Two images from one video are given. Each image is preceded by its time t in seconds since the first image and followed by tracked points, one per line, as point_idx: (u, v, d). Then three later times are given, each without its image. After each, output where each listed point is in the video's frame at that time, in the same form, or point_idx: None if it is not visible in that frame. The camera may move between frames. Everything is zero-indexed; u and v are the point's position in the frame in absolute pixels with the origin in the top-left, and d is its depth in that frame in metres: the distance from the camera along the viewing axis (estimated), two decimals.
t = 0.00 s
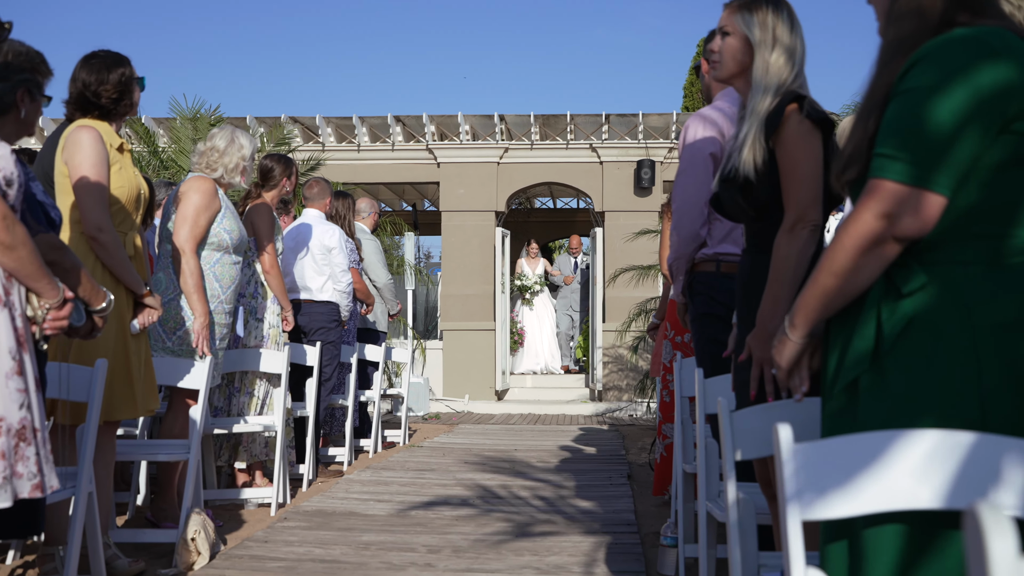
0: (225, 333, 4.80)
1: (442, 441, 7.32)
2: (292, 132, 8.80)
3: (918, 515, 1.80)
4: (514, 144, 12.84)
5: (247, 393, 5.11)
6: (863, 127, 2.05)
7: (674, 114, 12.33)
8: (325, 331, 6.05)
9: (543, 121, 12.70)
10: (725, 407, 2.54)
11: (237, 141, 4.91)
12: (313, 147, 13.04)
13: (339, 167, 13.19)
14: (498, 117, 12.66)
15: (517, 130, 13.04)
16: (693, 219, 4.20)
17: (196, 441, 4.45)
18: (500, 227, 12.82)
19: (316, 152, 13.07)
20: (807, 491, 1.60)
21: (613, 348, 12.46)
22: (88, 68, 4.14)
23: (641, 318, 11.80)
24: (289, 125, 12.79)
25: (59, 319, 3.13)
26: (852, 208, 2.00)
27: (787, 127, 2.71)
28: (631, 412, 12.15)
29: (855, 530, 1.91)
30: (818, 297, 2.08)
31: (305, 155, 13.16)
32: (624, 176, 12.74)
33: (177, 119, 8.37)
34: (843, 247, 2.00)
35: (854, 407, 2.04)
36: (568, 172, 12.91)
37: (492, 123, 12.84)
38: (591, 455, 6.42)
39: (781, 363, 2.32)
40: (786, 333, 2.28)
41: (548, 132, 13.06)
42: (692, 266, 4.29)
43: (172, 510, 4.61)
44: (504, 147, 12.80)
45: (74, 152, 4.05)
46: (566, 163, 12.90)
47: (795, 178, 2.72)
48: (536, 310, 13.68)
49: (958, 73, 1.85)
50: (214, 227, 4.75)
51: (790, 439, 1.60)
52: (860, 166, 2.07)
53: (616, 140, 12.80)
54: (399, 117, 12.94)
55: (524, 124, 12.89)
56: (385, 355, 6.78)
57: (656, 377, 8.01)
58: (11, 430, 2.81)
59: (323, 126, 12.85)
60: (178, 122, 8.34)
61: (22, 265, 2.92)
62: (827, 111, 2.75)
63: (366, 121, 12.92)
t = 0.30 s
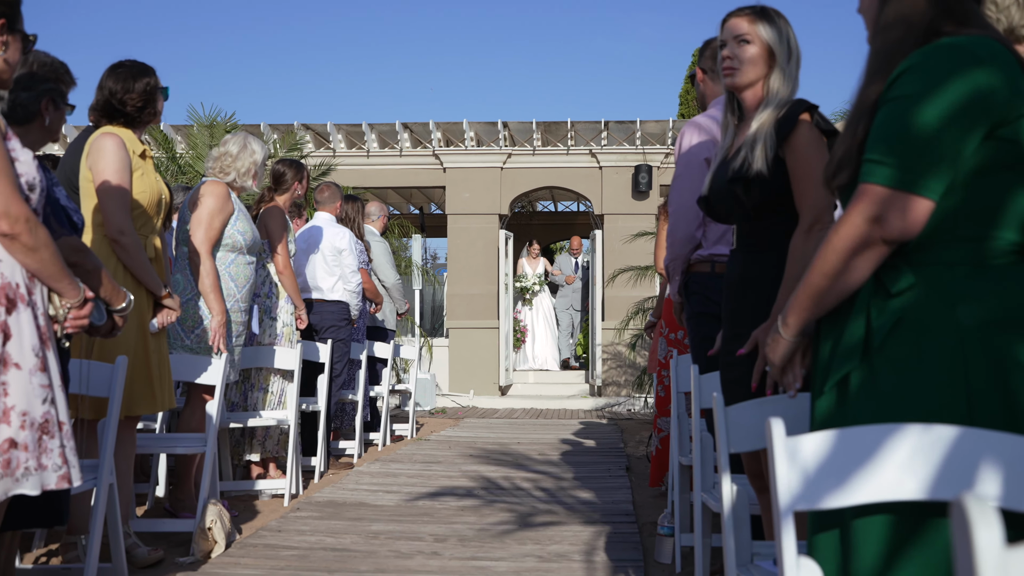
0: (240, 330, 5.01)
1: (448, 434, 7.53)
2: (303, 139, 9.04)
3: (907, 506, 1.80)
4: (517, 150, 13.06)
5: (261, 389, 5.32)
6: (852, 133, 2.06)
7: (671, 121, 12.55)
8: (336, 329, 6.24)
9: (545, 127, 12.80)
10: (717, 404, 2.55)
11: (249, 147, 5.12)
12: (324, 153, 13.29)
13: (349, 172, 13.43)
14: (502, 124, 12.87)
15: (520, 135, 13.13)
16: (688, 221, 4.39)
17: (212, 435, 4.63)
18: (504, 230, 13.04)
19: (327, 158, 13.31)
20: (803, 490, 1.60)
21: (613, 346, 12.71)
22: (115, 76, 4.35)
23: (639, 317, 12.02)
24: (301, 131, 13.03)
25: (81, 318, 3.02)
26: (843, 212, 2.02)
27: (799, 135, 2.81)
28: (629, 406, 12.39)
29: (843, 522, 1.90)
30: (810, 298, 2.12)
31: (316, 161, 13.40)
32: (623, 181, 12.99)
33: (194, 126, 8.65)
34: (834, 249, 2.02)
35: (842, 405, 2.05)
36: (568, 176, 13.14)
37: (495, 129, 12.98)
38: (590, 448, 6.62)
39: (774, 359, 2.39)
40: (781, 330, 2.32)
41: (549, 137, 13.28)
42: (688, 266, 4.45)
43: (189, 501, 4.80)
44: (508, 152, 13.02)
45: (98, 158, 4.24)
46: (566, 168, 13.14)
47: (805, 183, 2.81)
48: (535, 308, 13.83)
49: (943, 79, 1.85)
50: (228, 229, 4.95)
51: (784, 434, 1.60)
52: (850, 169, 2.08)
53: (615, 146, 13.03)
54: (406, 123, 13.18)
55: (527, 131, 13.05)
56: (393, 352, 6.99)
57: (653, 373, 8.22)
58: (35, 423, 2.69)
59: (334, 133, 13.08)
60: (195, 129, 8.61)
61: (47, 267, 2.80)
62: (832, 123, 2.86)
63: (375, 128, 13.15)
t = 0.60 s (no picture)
0: (252, 329, 5.18)
1: (453, 430, 7.69)
2: (313, 143, 9.20)
3: (902, 499, 1.85)
4: (520, 154, 13.22)
5: (273, 386, 5.50)
6: (845, 138, 2.13)
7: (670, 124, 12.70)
8: (345, 327, 6.40)
9: (546, 131, 13.11)
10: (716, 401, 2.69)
11: (258, 150, 5.26)
12: (333, 157, 13.47)
13: (357, 176, 13.60)
14: (505, 129, 13.01)
15: (523, 140, 13.36)
16: (686, 223, 4.53)
17: (224, 431, 4.77)
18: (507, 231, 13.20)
19: (335, 161, 13.49)
20: (794, 477, 1.61)
21: (612, 343, 12.87)
22: (131, 84, 4.50)
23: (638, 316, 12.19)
24: (310, 136, 13.21)
25: (97, 316, 3.07)
26: (837, 214, 2.09)
27: (807, 139, 2.96)
28: (629, 403, 12.55)
29: (839, 513, 1.96)
30: (807, 297, 2.19)
31: (325, 165, 13.58)
32: (623, 183, 13.15)
33: (207, 131, 8.85)
34: (830, 250, 2.08)
35: (840, 398, 2.12)
36: (569, 179, 13.30)
37: (499, 134, 13.18)
38: (592, 443, 6.77)
39: (771, 355, 2.43)
40: (777, 327, 2.39)
41: (551, 141, 13.45)
42: (686, 266, 4.60)
43: (202, 495, 4.96)
44: (511, 156, 13.17)
45: (115, 163, 4.39)
46: (568, 171, 13.28)
47: (811, 185, 2.97)
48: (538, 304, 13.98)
49: (936, 83, 1.90)
50: (240, 231, 5.12)
51: (778, 428, 1.62)
52: (843, 174, 2.16)
53: (615, 150, 13.20)
54: (412, 128, 13.36)
55: (529, 134, 13.25)
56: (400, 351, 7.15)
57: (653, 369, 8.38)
58: (50, 419, 2.82)
59: (342, 138, 13.26)
60: (208, 135, 8.77)
61: (62, 267, 2.86)
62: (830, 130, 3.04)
63: (382, 132, 13.33)
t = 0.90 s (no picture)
0: (263, 327, 5.35)
1: (458, 425, 7.87)
2: (323, 149, 9.41)
3: (892, 491, 1.88)
4: (522, 159, 13.39)
5: (284, 383, 5.68)
6: (835, 140, 2.16)
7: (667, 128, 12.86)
8: (354, 326, 6.57)
9: (548, 137, 13.26)
10: (711, 395, 2.84)
11: (269, 156, 5.43)
12: (341, 162, 13.68)
13: (365, 179, 13.81)
14: (508, 134, 13.18)
15: (525, 144, 13.52)
16: (683, 224, 4.68)
17: (237, 426, 4.94)
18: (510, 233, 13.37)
19: (344, 166, 13.70)
20: (793, 470, 1.64)
21: (612, 341, 13.05)
22: (147, 92, 4.67)
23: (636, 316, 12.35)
24: (319, 141, 13.41)
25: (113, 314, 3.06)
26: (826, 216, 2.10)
27: (802, 142, 3.11)
28: (628, 398, 12.72)
29: (831, 506, 1.99)
30: (798, 298, 2.21)
31: (334, 169, 13.78)
32: (622, 186, 13.30)
33: (221, 137, 9.09)
34: (818, 252, 2.09)
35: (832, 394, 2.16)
36: (570, 182, 13.46)
37: (502, 138, 13.36)
38: (592, 438, 6.93)
39: (766, 356, 2.43)
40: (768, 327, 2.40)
41: (552, 146, 13.63)
42: (683, 267, 4.76)
43: (216, 487, 5.13)
44: (514, 160, 13.36)
45: (132, 168, 4.57)
46: (568, 174, 13.45)
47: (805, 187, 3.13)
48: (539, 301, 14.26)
49: (924, 87, 1.92)
50: (250, 233, 5.29)
51: (772, 425, 1.66)
52: (834, 176, 2.19)
53: (613, 154, 13.37)
54: (418, 133, 13.55)
55: (531, 139, 13.43)
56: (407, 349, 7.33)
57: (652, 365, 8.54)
58: (68, 415, 2.81)
59: (351, 143, 13.46)
60: (222, 141, 9.06)
61: (79, 267, 2.85)
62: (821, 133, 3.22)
63: (389, 137, 13.52)
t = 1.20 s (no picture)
0: (275, 325, 5.55)
1: (464, 419, 8.07)
2: (332, 153, 9.63)
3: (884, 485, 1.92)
4: (525, 163, 13.58)
5: (296, 379, 5.87)
6: (825, 145, 2.20)
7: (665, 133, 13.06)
8: (362, 324, 6.77)
9: (549, 142, 13.45)
10: (707, 391, 2.95)
11: (279, 160, 5.60)
12: (349, 166, 13.90)
13: (374, 183, 14.03)
14: (511, 139, 13.39)
15: (528, 148, 13.70)
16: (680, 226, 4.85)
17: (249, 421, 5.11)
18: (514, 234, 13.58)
19: (352, 169, 13.91)
20: (773, 463, 1.72)
21: (611, 338, 13.27)
22: (164, 100, 4.86)
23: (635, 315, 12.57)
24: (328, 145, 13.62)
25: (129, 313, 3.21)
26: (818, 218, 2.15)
27: (788, 146, 3.22)
28: (627, 394, 12.93)
29: (822, 499, 2.02)
30: (791, 298, 2.25)
31: (343, 173, 14.00)
32: (621, 188, 13.51)
33: (234, 142, 9.31)
34: (812, 253, 2.15)
35: (824, 389, 2.19)
36: (571, 186, 13.67)
37: (506, 143, 13.56)
38: (593, 432, 7.12)
39: (758, 354, 2.47)
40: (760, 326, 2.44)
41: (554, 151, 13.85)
42: (680, 267, 4.93)
43: (229, 480, 5.33)
44: (517, 164, 13.56)
45: (149, 173, 4.74)
46: (569, 178, 13.66)
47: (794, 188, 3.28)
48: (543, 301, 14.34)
49: (914, 95, 1.99)
50: (261, 236, 5.48)
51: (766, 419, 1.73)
52: (824, 180, 2.24)
53: (613, 159, 13.58)
54: (424, 138, 13.77)
55: (533, 144, 13.63)
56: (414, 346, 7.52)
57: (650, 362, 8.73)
58: (86, 410, 2.94)
59: (359, 148, 13.68)
60: (235, 145, 9.29)
61: (95, 268, 2.99)
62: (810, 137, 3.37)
63: (396, 142, 13.74)
